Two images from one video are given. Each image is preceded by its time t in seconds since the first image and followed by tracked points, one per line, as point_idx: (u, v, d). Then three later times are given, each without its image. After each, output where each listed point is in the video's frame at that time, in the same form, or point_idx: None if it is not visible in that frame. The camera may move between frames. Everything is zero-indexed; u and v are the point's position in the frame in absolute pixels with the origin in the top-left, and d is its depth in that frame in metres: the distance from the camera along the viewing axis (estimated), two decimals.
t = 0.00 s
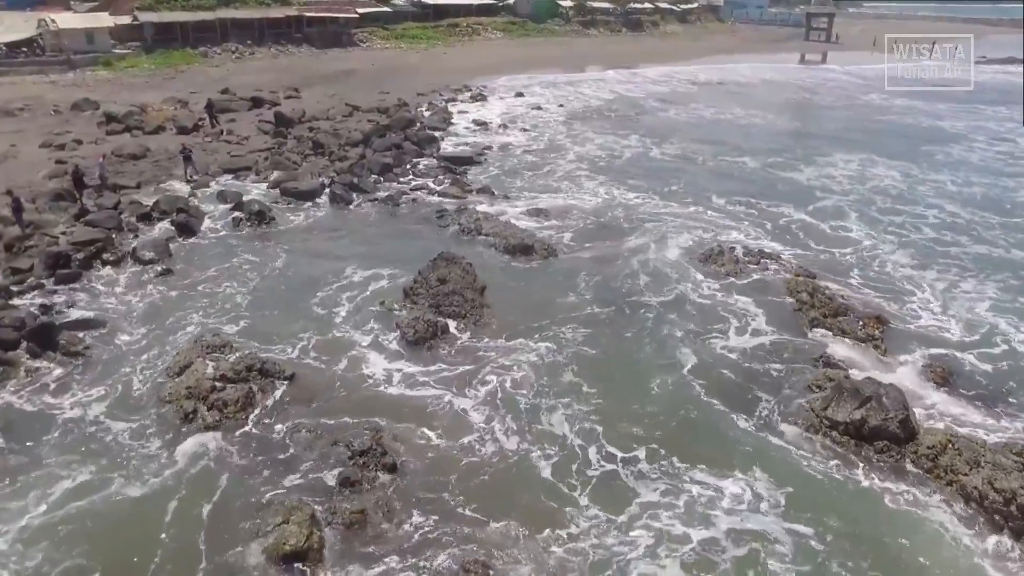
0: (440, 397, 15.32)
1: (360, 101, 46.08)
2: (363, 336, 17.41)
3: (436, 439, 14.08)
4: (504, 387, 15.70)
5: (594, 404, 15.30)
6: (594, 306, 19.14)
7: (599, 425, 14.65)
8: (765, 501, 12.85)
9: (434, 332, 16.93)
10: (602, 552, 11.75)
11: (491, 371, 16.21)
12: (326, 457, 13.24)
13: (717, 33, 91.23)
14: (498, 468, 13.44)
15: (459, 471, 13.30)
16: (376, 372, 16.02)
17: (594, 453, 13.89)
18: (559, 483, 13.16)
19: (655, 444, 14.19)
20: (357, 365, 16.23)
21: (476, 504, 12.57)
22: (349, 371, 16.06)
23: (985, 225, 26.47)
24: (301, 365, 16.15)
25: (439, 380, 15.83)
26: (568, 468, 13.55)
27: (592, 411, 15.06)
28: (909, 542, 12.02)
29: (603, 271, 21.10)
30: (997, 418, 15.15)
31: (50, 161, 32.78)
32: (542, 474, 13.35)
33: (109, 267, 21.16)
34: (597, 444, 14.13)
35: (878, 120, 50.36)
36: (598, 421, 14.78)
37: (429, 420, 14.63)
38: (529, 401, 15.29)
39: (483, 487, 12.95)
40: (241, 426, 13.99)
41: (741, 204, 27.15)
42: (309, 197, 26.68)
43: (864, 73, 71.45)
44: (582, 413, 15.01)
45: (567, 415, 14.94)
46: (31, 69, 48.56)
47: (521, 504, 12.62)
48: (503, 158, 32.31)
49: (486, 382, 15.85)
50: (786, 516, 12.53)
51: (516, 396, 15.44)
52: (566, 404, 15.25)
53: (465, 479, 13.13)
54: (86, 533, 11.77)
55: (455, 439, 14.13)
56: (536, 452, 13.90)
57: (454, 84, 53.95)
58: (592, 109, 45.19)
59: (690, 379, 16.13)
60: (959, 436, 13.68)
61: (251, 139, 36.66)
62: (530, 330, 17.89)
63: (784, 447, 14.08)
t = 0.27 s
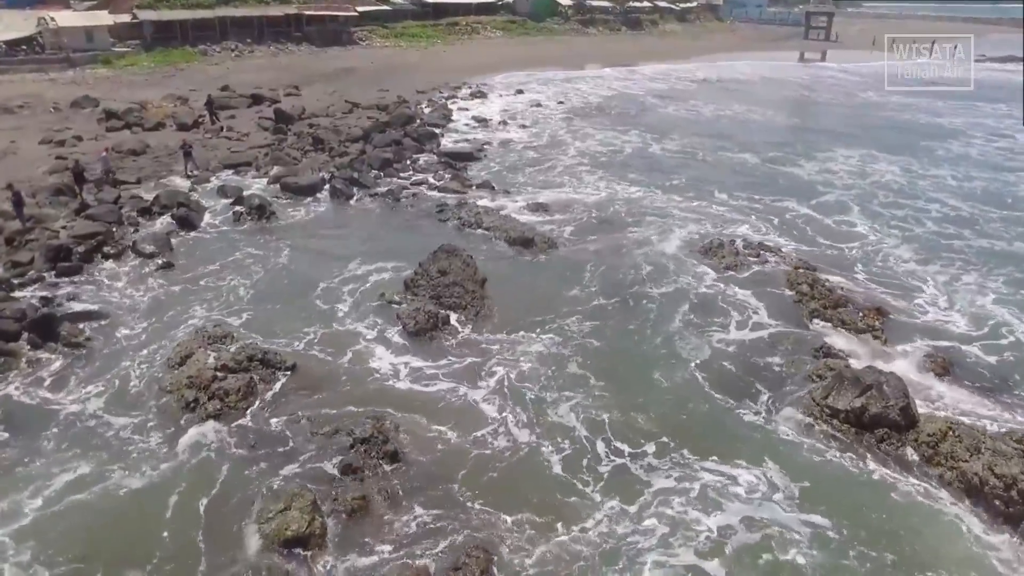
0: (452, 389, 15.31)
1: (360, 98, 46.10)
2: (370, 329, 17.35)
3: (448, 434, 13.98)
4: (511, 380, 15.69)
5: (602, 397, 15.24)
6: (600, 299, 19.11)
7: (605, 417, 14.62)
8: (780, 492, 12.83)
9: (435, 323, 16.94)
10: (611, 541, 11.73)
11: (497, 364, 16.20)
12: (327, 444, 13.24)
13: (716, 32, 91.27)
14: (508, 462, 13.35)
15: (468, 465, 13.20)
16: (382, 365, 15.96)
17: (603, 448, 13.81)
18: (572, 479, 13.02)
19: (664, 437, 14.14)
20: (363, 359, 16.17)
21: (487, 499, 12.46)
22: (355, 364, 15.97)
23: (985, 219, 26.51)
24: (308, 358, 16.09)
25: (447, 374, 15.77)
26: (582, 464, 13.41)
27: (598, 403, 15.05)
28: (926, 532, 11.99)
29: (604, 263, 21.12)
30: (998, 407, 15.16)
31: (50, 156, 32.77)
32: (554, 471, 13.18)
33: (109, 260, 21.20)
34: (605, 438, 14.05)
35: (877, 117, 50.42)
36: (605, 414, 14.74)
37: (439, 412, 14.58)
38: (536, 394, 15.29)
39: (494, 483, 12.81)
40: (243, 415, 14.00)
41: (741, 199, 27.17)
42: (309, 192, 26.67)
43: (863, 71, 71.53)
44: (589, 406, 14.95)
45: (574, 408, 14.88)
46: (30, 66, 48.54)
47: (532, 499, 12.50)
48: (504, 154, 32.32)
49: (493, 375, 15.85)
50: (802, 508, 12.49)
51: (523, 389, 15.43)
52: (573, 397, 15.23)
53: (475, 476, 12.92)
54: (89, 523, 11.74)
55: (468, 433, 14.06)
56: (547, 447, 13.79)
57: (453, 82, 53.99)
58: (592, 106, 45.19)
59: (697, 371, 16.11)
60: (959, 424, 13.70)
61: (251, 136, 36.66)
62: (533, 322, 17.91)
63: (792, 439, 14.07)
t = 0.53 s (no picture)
0: (463, 387, 15.27)
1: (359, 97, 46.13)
2: (376, 327, 17.31)
3: (459, 433, 13.88)
4: (517, 377, 15.68)
5: (610, 395, 15.22)
6: (605, 296, 19.14)
7: (610, 415, 14.62)
8: (792, 487, 12.84)
9: (435, 319, 17.01)
10: (620, 535, 11.77)
11: (504, 361, 16.20)
12: (327, 437, 13.28)
13: (715, 32, 91.35)
14: (517, 461, 13.25)
15: (476, 463, 13.10)
16: (389, 363, 15.93)
17: (612, 447, 13.76)
18: (583, 480, 12.92)
19: (671, 436, 14.13)
20: (370, 357, 16.12)
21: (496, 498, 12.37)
22: (361, 363, 15.91)
23: (984, 216, 26.58)
24: (313, 356, 16.06)
25: (454, 372, 15.73)
26: (593, 466, 13.28)
27: (604, 401, 15.05)
28: (937, 529, 12.00)
29: (604, 260, 21.18)
30: (996, 401, 15.22)
31: (50, 155, 32.81)
32: (563, 473, 13.04)
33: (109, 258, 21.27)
34: (612, 437, 13.99)
35: (876, 114, 50.52)
36: (612, 412, 14.73)
37: (447, 410, 14.55)
38: (542, 390, 15.29)
39: (502, 483, 12.71)
40: (244, 408, 14.06)
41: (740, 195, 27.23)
42: (309, 189, 26.69)
43: (862, 69, 71.62)
44: (596, 405, 14.91)
45: (580, 406, 14.84)
46: (30, 65, 48.59)
47: (542, 499, 12.42)
48: (504, 152, 32.36)
49: (500, 372, 15.83)
50: (814, 505, 12.49)
51: (530, 386, 15.43)
52: (579, 395, 15.21)
53: (483, 477, 12.80)
54: (92, 517, 11.77)
55: (480, 431, 13.97)
56: (558, 448, 13.69)
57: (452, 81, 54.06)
58: (592, 104, 45.27)
59: (702, 368, 16.12)
60: (957, 417, 13.78)
61: (251, 134, 36.72)
62: (534, 319, 17.96)
63: (795, 434, 14.11)
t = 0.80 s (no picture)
0: (473, 388, 15.23)
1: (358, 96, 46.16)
2: (381, 327, 17.28)
3: (467, 437, 13.77)
4: (521, 376, 15.69)
5: (615, 396, 15.18)
6: (608, 295, 19.17)
7: (614, 415, 14.57)
8: (804, 488, 12.75)
9: (434, 317, 17.06)
10: (627, 533, 11.76)
11: (509, 360, 16.22)
12: (326, 434, 13.24)
13: (713, 31, 91.45)
14: (523, 468, 13.08)
15: (482, 468, 12.98)
16: (397, 364, 15.91)
17: (622, 448, 13.67)
18: (592, 486, 12.77)
19: (676, 438, 14.04)
20: (375, 357, 16.10)
21: (505, 504, 12.24)
22: (366, 364, 15.84)
23: (982, 214, 26.67)
24: (320, 357, 16.03)
25: (461, 373, 15.69)
26: (601, 472, 13.11)
27: (609, 401, 15.01)
28: (948, 528, 11.94)
29: (602, 258, 21.24)
30: (992, 399, 15.26)
31: (49, 154, 32.83)
32: (570, 480, 12.86)
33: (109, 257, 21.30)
34: (618, 440, 13.90)
35: (874, 113, 50.63)
36: (618, 413, 14.66)
37: (455, 410, 14.53)
38: (548, 390, 15.28)
39: (509, 490, 12.55)
40: (243, 406, 14.13)
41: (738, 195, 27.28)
42: (309, 189, 26.71)
43: (860, 69, 71.79)
44: (601, 406, 14.85)
45: (583, 407, 14.81)
46: (28, 64, 48.57)
47: (550, 504, 12.30)
48: (503, 151, 32.41)
49: (507, 371, 15.85)
50: (826, 506, 12.38)
51: (536, 385, 15.42)
52: (584, 395, 15.19)
53: (489, 482, 12.68)
54: (94, 514, 11.79)
55: (488, 434, 13.88)
56: (567, 453, 13.53)
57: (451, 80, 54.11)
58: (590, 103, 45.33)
59: (704, 367, 16.11)
60: (953, 414, 13.87)
61: (250, 133, 36.75)
62: (533, 317, 18.01)
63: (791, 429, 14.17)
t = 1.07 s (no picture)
0: (481, 391, 15.17)
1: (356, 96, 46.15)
2: (384, 329, 17.24)
3: (474, 443, 13.64)
4: (525, 377, 15.70)
5: (621, 399, 15.11)
6: (612, 296, 19.15)
7: (617, 418, 14.51)
8: (817, 493, 12.65)
9: (433, 316, 17.10)
10: (641, 535, 11.77)
11: (513, 362, 16.21)
12: (323, 435, 13.28)
13: (712, 31, 91.47)
14: (530, 476, 12.93)
15: (484, 476, 12.83)
16: (402, 367, 15.84)
17: (628, 453, 13.59)
18: (602, 493, 12.63)
19: (682, 442, 13.97)
20: (379, 360, 16.04)
21: (515, 511, 12.14)
22: (370, 367, 15.79)
23: (980, 214, 26.71)
24: (326, 360, 15.98)
25: (467, 377, 15.62)
26: (609, 478, 12.98)
27: (614, 403, 14.96)
28: (960, 533, 11.88)
29: (599, 258, 21.27)
30: (990, 398, 15.30)
31: (47, 154, 32.84)
32: (580, 487, 12.72)
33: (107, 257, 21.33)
34: (624, 444, 13.81)
35: (872, 112, 50.75)
36: (624, 416, 14.60)
37: (460, 414, 14.47)
38: (554, 391, 15.27)
39: (515, 498, 12.42)
40: (242, 406, 14.14)
41: (736, 194, 27.35)
42: (308, 189, 26.74)
43: (858, 68, 71.84)
44: (606, 409, 14.78)
45: (587, 408, 14.79)
46: (26, 64, 48.56)
47: (559, 511, 12.19)
48: (501, 151, 32.44)
49: (513, 372, 15.85)
50: (839, 511, 12.29)
51: (540, 387, 15.41)
52: (588, 396, 15.17)
53: (495, 489, 12.58)
54: (93, 514, 11.81)
55: (496, 441, 13.75)
56: (577, 460, 13.39)
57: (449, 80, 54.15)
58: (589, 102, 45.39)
59: (704, 368, 16.12)
60: (950, 413, 13.91)
61: (249, 133, 36.77)
62: (531, 318, 18.04)
63: (786, 428, 14.26)
